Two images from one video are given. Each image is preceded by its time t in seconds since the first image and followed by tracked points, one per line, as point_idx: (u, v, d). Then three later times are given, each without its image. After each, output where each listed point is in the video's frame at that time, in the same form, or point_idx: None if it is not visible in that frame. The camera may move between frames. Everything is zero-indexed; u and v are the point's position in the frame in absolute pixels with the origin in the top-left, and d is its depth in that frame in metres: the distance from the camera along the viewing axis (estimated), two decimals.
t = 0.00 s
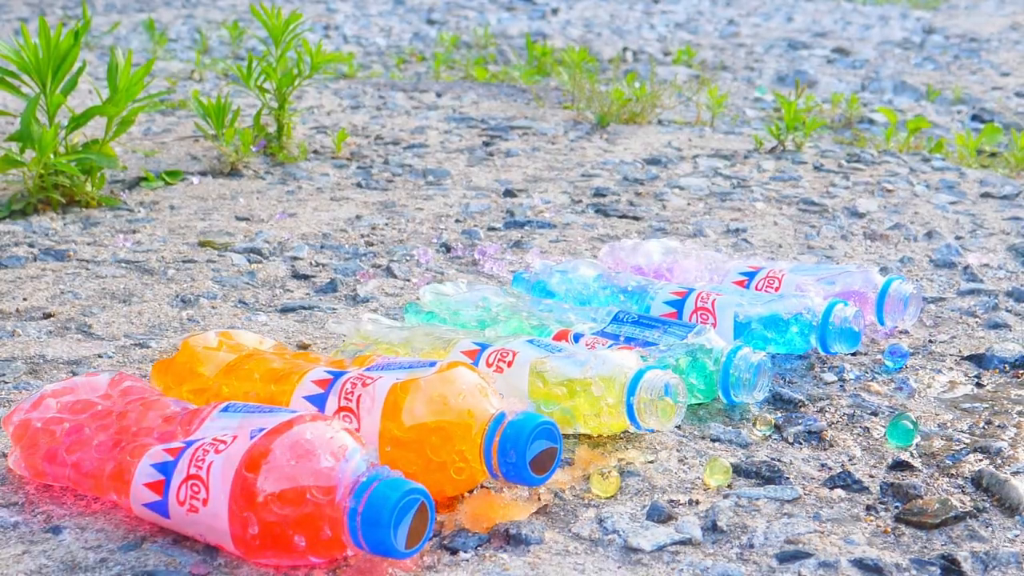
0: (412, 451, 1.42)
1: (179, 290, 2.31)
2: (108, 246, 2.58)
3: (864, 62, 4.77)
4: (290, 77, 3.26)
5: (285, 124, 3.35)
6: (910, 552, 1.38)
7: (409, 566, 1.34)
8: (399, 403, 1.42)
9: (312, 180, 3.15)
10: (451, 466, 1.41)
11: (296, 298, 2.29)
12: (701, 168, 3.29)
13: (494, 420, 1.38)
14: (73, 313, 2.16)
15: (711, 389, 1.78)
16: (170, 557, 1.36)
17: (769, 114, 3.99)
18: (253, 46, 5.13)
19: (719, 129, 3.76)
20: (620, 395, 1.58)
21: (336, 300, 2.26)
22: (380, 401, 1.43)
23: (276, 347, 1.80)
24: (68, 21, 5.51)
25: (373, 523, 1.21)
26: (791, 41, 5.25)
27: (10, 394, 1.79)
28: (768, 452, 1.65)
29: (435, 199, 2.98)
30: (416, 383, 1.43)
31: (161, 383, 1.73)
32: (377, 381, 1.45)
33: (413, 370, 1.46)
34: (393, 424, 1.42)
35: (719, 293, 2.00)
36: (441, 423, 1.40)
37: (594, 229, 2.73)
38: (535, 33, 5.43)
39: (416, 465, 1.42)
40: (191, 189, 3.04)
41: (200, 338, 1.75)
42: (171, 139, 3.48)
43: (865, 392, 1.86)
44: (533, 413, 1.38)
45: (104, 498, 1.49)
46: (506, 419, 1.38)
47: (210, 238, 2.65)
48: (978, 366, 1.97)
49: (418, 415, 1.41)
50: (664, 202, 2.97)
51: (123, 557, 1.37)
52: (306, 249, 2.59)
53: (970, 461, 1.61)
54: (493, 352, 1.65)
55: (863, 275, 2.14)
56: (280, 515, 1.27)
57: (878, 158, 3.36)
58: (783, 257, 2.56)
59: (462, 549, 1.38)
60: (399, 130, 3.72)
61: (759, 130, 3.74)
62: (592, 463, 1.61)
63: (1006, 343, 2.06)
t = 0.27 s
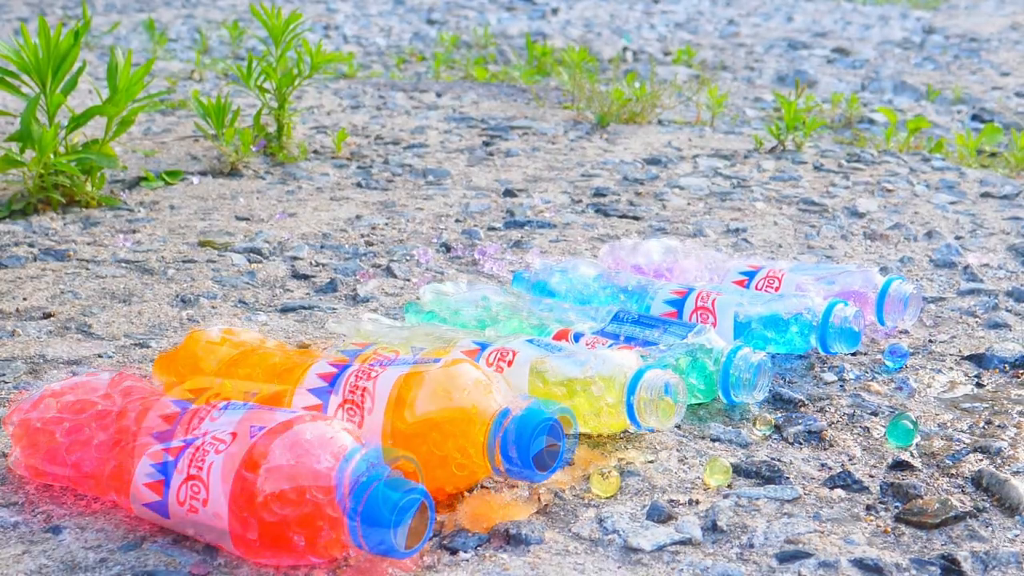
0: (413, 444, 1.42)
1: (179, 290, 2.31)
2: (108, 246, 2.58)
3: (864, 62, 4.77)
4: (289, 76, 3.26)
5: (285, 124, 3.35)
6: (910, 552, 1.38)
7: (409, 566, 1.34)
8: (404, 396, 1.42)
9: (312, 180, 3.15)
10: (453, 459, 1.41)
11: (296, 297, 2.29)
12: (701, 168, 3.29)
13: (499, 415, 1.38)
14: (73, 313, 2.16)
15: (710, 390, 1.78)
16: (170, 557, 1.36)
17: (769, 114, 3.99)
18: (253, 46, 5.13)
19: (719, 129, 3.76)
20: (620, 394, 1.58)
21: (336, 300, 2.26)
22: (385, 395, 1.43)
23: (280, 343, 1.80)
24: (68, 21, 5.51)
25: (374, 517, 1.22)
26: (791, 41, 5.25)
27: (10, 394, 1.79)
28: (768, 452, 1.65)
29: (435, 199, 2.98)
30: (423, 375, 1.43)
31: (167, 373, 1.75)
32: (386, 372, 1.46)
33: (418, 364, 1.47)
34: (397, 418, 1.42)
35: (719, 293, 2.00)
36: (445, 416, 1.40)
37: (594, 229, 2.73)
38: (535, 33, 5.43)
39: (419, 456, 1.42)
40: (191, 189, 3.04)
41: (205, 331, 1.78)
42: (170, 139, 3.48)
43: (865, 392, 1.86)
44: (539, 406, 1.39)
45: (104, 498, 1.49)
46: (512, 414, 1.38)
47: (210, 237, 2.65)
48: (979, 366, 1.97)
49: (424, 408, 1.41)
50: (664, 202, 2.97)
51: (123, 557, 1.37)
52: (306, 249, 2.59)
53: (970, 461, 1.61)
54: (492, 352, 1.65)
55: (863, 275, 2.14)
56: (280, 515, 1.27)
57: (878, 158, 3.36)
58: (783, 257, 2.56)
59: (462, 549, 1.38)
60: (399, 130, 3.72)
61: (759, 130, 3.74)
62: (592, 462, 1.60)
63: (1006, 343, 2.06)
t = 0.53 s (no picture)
0: (413, 438, 1.42)
1: (180, 290, 2.31)
2: (108, 246, 2.58)
3: (864, 62, 4.77)
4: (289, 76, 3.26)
5: (285, 124, 3.35)
6: (910, 552, 1.38)
7: (409, 566, 1.34)
8: (409, 391, 1.43)
9: (312, 180, 3.15)
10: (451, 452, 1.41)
11: (296, 297, 2.29)
12: (701, 168, 3.29)
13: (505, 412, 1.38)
14: (73, 313, 2.16)
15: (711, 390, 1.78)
16: (170, 557, 1.36)
17: (769, 114, 3.99)
18: (253, 46, 5.13)
19: (719, 129, 3.76)
20: (620, 395, 1.58)
21: (336, 300, 2.26)
22: (389, 390, 1.43)
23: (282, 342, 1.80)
24: (68, 21, 5.51)
25: (368, 510, 1.22)
26: (791, 41, 5.25)
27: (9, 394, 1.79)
28: (768, 452, 1.65)
29: (435, 199, 2.98)
30: (429, 369, 1.43)
31: (168, 370, 1.77)
32: (394, 365, 1.46)
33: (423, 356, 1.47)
34: (400, 411, 1.42)
35: (719, 293, 2.00)
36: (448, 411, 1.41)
37: (594, 229, 2.73)
38: (535, 33, 5.43)
39: (418, 449, 1.42)
40: (191, 189, 3.04)
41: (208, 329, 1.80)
42: (171, 139, 3.48)
43: (865, 392, 1.86)
44: (543, 402, 1.38)
45: (104, 498, 1.49)
46: (516, 412, 1.38)
47: (210, 237, 2.65)
48: (979, 366, 1.97)
49: (428, 403, 1.41)
50: (664, 202, 2.97)
51: (123, 557, 1.37)
52: (306, 249, 2.59)
53: (971, 461, 1.61)
54: (493, 352, 1.65)
55: (864, 276, 2.14)
56: (282, 514, 1.28)
57: (878, 158, 3.36)
58: (783, 257, 2.56)
59: (462, 549, 1.38)
60: (399, 130, 3.72)
61: (759, 130, 3.74)
62: (592, 462, 1.60)
63: (1005, 343, 2.06)
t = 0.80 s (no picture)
0: (412, 435, 1.43)
1: (180, 290, 2.31)
2: (108, 246, 2.58)
3: (864, 62, 4.77)
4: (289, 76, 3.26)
5: (285, 123, 3.35)
6: (910, 552, 1.38)
7: (409, 566, 1.34)
8: (409, 388, 1.43)
9: (312, 180, 3.14)
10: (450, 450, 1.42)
11: (296, 297, 2.29)
12: (701, 168, 3.28)
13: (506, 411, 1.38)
14: (73, 313, 2.16)
15: (711, 390, 1.78)
16: (170, 557, 1.36)
17: (769, 114, 3.99)
18: (253, 46, 5.13)
19: (719, 129, 3.75)
20: (619, 395, 1.58)
21: (336, 300, 2.26)
22: (390, 390, 1.44)
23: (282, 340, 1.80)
24: (67, 21, 5.51)
25: (366, 511, 1.22)
26: (791, 41, 5.25)
27: (9, 394, 1.79)
28: (768, 452, 1.65)
29: (435, 199, 2.98)
30: (428, 369, 1.43)
31: (168, 370, 1.79)
32: (394, 365, 1.46)
33: (424, 352, 1.46)
34: (401, 411, 1.42)
35: (719, 292, 2.00)
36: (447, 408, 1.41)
37: (594, 229, 2.73)
38: (535, 33, 5.42)
39: (417, 446, 1.43)
40: (191, 189, 3.04)
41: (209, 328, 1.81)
42: (170, 139, 3.48)
43: (865, 392, 1.86)
44: (543, 402, 1.38)
45: (105, 498, 1.49)
46: (516, 412, 1.37)
47: (210, 237, 2.65)
48: (979, 366, 1.97)
49: (428, 403, 1.42)
50: (664, 202, 2.97)
51: (123, 557, 1.37)
52: (306, 249, 2.58)
53: (971, 461, 1.61)
54: (493, 351, 1.65)
55: (865, 277, 2.14)
56: (284, 512, 1.29)
57: (878, 158, 3.36)
58: (783, 257, 2.55)
59: (461, 549, 1.38)
60: (399, 130, 3.72)
61: (759, 130, 3.74)
62: (592, 462, 1.60)
63: (1006, 344, 2.05)
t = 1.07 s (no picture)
0: (412, 435, 1.43)
1: (180, 290, 2.31)
2: (108, 246, 2.58)
3: (864, 62, 4.77)
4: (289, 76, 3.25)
5: (285, 123, 3.35)
6: (910, 552, 1.38)
7: (409, 566, 1.34)
8: (409, 389, 1.43)
9: (312, 180, 3.15)
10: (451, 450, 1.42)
11: (296, 297, 2.29)
12: (701, 168, 3.28)
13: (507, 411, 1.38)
14: (73, 313, 2.16)
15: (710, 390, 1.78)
16: (170, 557, 1.36)
17: (770, 114, 3.98)
18: (253, 46, 5.13)
19: (719, 129, 3.75)
20: (619, 396, 1.58)
21: (335, 300, 2.26)
22: (390, 390, 1.44)
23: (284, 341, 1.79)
24: (67, 21, 5.51)
25: (366, 511, 1.22)
26: (791, 41, 5.25)
27: (9, 394, 1.78)
28: (768, 452, 1.65)
29: (434, 199, 2.98)
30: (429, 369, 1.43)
31: (168, 370, 1.79)
32: (394, 365, 1.46)
33: (424, 352, 1.46)
34: (401, 411, 1.42)
35: (720, 292, 2.00)
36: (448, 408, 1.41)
37: (594, 229, 2.73)
38: (535, 33, 5.42)
39: (417, 446, 1.43)
40: (191, 189, 3.04)
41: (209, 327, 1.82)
42: (170, 139, 3.48)
43: (865, 392, 1.86)
44: (543, 402, 1.38)
45: (104, 498, 1.49)
46: (517, 412, 1.37)
47: (210, 237, 2.65)
48: (979, 366, 1.97)
49: (428, 403, 1.42)
50: (664, 202, 2.97)
51: (123, 557, 1.37)
52: (306, 249, 2.58)
53: (971, 461, 1.61)
54: (493, 351, 1.65)
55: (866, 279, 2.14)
56: (284, 512, 1.29)
57: (878, 158, 3.36)
58: (783, 257, 2.55)
59: (461, 549, 1.38)
60: (399, 130, 3.72)
61: (759, 130, 3.74)
62: (593, 462, 1.60)
63: (1006, 344, 2.05)
